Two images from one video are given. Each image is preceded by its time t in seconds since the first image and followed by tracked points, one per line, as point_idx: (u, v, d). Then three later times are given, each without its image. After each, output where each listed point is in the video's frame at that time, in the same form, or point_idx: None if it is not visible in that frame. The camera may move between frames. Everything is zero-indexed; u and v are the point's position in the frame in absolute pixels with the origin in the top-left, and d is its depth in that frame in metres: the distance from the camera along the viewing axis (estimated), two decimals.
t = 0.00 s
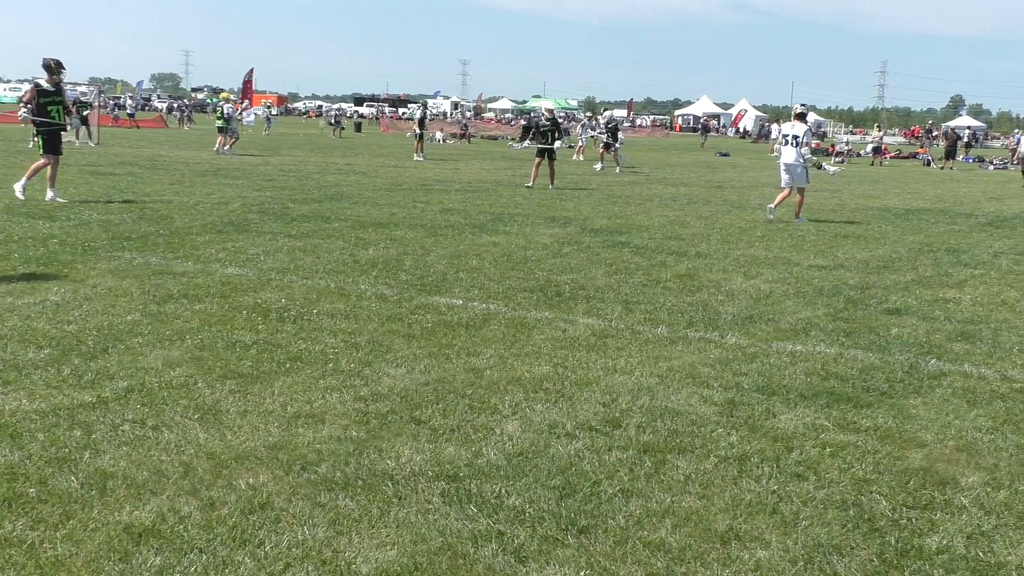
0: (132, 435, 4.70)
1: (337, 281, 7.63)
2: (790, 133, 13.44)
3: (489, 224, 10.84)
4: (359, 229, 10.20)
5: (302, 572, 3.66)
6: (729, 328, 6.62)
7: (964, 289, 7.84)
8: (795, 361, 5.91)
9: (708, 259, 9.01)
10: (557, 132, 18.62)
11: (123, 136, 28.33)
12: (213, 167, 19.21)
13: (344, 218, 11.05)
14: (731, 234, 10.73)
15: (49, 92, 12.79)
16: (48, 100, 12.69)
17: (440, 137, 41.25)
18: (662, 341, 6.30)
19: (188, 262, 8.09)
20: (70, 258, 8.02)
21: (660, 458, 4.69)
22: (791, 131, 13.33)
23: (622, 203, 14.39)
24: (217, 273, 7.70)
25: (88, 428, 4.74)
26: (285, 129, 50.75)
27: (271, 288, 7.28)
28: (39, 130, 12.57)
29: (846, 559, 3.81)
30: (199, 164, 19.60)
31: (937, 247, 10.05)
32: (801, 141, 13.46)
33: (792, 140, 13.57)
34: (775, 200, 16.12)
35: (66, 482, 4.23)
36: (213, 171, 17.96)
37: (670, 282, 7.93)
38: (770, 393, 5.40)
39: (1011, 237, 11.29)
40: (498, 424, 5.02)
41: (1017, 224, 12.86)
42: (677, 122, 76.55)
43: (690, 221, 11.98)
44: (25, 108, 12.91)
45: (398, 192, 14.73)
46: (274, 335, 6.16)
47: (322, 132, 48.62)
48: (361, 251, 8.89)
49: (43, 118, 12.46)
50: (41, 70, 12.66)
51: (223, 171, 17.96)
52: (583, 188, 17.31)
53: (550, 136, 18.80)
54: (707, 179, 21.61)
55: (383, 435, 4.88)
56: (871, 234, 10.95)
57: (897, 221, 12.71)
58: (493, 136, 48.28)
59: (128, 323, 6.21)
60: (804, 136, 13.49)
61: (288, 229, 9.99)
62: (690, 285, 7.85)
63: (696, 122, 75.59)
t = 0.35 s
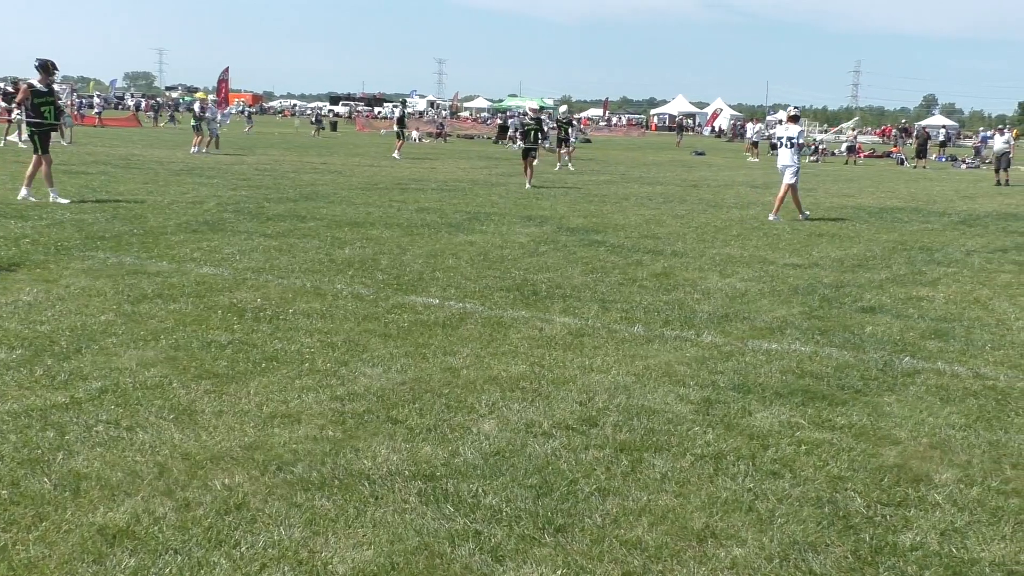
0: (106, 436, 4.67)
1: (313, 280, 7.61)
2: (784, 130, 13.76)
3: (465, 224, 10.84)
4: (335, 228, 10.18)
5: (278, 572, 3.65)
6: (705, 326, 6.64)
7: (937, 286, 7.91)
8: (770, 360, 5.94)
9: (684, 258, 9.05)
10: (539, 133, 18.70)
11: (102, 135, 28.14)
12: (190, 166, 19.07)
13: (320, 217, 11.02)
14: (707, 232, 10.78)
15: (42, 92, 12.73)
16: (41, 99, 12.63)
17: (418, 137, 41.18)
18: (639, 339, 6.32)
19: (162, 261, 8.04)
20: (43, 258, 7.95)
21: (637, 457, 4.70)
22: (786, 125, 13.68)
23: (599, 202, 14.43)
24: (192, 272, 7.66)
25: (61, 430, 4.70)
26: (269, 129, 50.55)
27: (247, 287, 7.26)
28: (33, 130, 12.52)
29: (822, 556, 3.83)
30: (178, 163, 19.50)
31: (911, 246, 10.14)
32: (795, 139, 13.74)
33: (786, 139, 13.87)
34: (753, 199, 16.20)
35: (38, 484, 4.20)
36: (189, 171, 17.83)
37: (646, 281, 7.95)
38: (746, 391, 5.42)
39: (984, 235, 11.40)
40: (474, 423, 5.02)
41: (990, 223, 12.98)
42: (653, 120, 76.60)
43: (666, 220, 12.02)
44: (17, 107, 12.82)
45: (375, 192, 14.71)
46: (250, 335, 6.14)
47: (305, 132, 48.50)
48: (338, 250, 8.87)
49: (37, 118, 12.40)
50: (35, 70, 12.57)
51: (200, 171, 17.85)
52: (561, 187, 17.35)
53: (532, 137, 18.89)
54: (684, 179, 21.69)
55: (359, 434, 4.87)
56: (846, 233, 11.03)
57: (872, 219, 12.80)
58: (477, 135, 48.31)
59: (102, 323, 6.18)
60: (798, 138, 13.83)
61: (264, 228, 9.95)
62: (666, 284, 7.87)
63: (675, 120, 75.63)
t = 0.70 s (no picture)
0: (83, 437, 4.65)
1: (292, 279, 7.60)
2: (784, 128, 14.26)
3: (444, 223, 10.84)
4: (313, 227, 10.16)
5: (256, 572, 3.64)
6: (684, 325, 6.66)
7: (913, 285, 7.96)
8: (749, 358, 5.96)
9: (663, 257, 9.07)
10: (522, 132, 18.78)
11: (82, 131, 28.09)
12: (169, 166, 18.92)
13: (298, 216, 10.99)
14: (686, 231, 10.81)
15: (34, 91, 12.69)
16: (35, 99, 12.59)
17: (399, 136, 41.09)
18: (618, 338, 6.33)
19: (139, 261, 8.00)
20: (19, 258, 7.90)
21: (616, 456, 4.70)
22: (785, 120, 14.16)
23: (579, 201, 14.46)
24: (169, 272, 7.63)
25: (37, 430, 4.67)
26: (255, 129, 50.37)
27: (225, 287, 7.24)
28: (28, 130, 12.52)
29: (799, 554, 3.84)
30: (160, 163, 19.39)
31: (888, 244, 10.20)
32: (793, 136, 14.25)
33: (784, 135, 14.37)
34: (733, 198, 16.25)
35: (14, 485, 4.17)
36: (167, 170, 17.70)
37: (625, 280, 7.97)
38: (725, 390, 5.44)
39: (960, 234, 11.48)
40: (453, 423, 5.02)
41: (966, 222, 13.08)
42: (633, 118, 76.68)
43: (646, 219, 12.04)
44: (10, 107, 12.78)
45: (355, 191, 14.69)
46: (228, 335, 6.12)
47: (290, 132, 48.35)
48: (316, 249, 8.85)
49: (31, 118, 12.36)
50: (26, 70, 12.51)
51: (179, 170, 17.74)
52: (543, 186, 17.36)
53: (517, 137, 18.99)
54: (663, 178, 21.74)
55: (338, 434, 4.86)
56: (825, 232, 11.09)
57: (851, 218, 12.88)
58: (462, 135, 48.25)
59: (79, 323, 6.14)
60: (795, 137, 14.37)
61: (242, 227, 9.92)
62: (646, 283, 7.89)
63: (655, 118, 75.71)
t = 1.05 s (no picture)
0: (62, 437, 4.62)
1: (273, 279, 7.58)
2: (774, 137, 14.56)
3: (426, 222, 10.84)
4: (295, 227, 10.14)
5: (237, 573, 3.62)
6: (665, 324, 6.68)
7: (893, 283, 8.01)
8: (730, 357, 5.98)
9: (645, 256, 9.08)
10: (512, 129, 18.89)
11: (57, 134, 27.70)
12: (150, 165, 18.73)
13: (279, 216, 10.96)
14: (668, 231, 10.84)
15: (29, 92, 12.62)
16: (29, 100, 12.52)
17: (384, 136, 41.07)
18: (600, 338, 6.34)
19: (118, 261, 7.96)
20: None
21: (598, 454, 4.71)
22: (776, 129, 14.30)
23: (562, 200, 14.47)
24: (149, 271, 7.61)
25: (15, 431, 4.64)
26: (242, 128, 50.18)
27: (205, 286, 7.23)
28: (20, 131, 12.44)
29: (781, 552, 3.84)
30: (143, 162, 19.28)
31: (868, 243, 10.25)
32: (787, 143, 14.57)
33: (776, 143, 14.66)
34: (716, 197, 16.30)
35: None
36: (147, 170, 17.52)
37: (607, 279, 7.99)
38: (706, 389, 5.45)
39: (939, 233, 11.55)
40: (435, 422, 5.01)
41: (945, 220, 13.16)
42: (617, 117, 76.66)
43: (628, 218, 12.06)
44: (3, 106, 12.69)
45: (338, 190, 14.66)
46: (209, 335, 6.11)
47: (278, 131, 48.21)
48: (297, 249, 8.82)
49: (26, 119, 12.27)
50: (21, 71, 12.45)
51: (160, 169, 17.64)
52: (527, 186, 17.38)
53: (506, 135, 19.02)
54: (643, 177, 21.75)
55: (319, 434, 4.84)
56: (806, 231, 11.14)
57: (832, 217, 12.94)
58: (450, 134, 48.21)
59: (57, 323, 6.11)
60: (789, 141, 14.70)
61: (222, 227, 9.89)
62: (627, 282, 7.91)
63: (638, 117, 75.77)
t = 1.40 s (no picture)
0: (44, 437, 4.60)
1: (257, 278, 7.57)
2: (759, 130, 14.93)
3: (411, 221, 10.84)
4: (279, 226, 10.12)
5: (220, 573, 3.61)
6: (650, 323, 6.69)
7: (876, 283, 8.04)
8: (715, 356, 6.00)
9: (629, 255, 9.10)
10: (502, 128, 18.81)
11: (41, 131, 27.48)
12: (127, 165, 18.42)
13: (264, 215, 10.95)
14: (652, 230, 10.86)
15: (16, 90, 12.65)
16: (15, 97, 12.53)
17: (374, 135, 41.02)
18: (584, 337, 6.35)
19: (101, 260, 7.94)
20: None
21: (583, 454, 4.71)
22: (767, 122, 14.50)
23: (548, 199, 14.48)
24: (133, 271, 7.59)
25: None
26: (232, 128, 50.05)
27: (189, 286, 7.21)
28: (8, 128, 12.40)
29: (764, 550, 3.84)
30: (128, 161, 19.18)
31: (852, 242, 10.29)
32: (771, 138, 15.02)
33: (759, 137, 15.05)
34: (701, 197, 16.35)
35: None
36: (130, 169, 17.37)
37: (591, 278, 8.00)
38: (691, 388, 5.47)
39: (921, 232, 11.61)
40: (420, 421, 5.01)
41: (927, 220, 13.23)
42: (598, 117, 76.45)
43: (613, 217, 12.08)
44: None
45: (324, 189, 14.64)
46: (193, 335, 6.09)
47: (267, 131, 48.09)
48: (281, 248, 8.81)
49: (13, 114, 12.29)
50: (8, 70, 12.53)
51: (141, 168, 17.63)
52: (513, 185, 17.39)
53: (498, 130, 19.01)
54: (626, 176, 21.75)
55: (304, 434, 4.83)
56: (790, 230, 11.18)
57: (817, 217, 12.98)
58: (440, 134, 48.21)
59: (40, 323, 6.08)
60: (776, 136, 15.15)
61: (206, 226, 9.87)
62: (612, 281, 7.92)
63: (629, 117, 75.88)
